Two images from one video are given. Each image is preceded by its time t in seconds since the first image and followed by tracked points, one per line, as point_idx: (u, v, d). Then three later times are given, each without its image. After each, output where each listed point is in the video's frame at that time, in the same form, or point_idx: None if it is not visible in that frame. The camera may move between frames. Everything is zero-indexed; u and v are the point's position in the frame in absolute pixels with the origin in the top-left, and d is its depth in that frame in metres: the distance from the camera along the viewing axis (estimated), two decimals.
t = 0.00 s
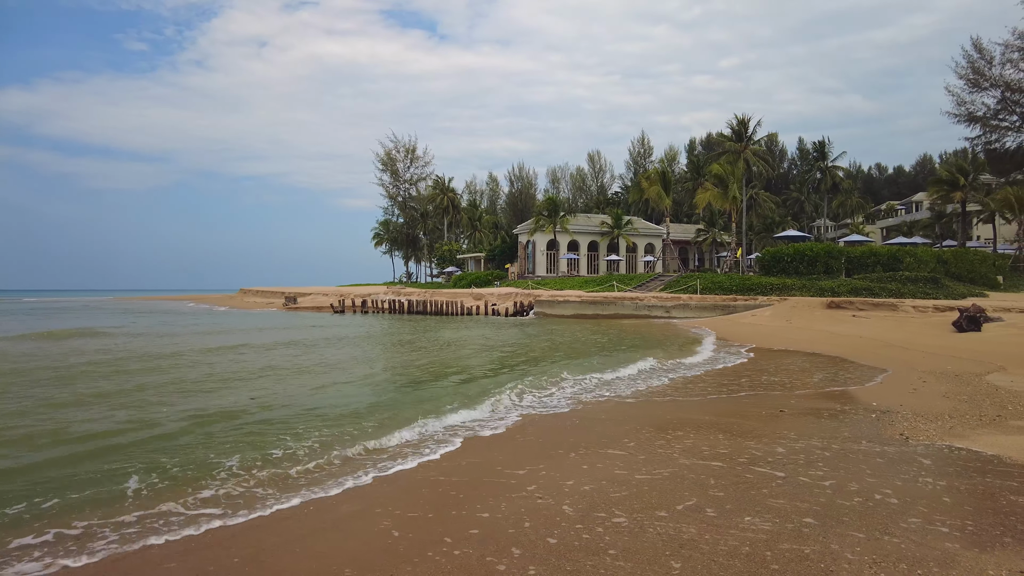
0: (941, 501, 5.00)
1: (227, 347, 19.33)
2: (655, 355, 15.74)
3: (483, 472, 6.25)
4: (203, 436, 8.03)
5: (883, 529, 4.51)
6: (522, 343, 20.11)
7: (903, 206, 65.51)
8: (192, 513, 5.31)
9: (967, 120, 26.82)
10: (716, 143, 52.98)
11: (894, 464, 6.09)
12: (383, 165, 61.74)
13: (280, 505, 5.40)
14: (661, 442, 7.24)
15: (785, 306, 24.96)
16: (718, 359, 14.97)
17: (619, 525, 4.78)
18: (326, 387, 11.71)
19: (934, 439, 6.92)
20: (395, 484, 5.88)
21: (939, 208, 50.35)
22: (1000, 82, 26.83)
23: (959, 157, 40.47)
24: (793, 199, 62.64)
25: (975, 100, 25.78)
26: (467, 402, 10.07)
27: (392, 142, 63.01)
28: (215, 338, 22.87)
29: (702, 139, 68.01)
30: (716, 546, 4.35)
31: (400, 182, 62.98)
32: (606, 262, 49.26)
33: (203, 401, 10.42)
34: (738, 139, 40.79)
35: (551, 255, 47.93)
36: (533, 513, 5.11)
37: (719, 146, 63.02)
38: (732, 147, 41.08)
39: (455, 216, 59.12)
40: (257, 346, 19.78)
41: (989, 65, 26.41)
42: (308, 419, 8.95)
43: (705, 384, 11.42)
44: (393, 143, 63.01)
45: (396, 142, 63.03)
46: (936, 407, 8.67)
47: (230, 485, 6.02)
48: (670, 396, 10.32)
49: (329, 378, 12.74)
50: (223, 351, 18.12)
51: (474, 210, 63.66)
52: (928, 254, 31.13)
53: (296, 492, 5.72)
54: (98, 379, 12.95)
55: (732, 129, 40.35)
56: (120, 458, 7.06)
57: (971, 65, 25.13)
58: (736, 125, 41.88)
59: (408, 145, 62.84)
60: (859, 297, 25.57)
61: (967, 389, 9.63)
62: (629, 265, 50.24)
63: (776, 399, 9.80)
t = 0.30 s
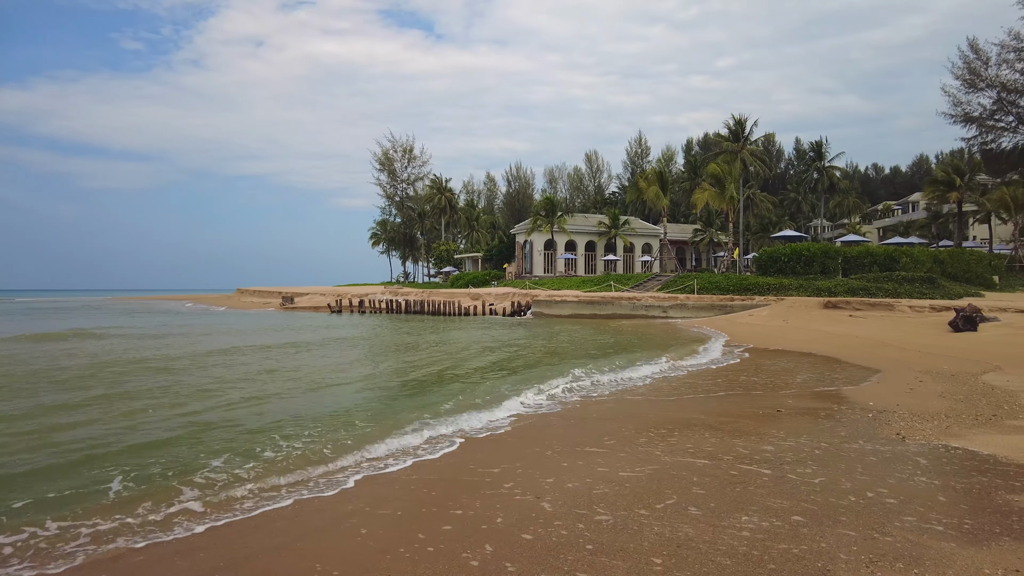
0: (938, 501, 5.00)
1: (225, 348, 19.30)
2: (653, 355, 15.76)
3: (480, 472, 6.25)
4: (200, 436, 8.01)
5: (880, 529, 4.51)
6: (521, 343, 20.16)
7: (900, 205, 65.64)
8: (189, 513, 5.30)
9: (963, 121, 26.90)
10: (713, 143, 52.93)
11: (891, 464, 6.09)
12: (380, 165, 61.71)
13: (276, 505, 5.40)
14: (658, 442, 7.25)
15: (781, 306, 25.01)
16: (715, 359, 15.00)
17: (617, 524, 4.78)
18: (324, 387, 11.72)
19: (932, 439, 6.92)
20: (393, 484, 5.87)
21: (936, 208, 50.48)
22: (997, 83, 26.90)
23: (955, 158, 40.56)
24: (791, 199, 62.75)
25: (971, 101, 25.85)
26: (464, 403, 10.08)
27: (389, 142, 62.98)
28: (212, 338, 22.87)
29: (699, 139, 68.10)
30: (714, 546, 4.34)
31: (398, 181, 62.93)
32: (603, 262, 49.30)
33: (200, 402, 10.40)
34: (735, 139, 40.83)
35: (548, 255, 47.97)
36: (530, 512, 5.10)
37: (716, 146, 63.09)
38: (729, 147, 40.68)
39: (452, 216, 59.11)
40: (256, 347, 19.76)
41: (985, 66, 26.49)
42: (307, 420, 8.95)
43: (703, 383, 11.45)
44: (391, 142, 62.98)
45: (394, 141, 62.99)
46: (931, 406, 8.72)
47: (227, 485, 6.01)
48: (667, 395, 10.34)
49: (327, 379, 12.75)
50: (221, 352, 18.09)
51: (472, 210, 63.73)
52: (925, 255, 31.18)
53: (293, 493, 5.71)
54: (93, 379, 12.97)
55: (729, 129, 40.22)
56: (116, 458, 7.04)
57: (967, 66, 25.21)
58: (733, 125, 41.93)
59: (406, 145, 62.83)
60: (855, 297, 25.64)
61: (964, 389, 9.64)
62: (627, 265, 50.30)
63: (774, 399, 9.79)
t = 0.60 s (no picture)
0: (936, 501, 5.00)
1: (222, 348, 19.25)
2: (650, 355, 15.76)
3: (476, 473, 6.20)
4: (194, 438, 7.95)
5: (878, 528, 4.51)
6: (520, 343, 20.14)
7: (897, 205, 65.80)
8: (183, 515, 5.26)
9: (960, 122, 26.97)
10: (711, 143, 52.99)
11: (888, 464, 6.10)
12: (378, 165, 61.66)
13: (274, 506, 5.39)
14: (654, 442, 7.25)
15: (779, 306, 25.04)
16: (712, 359, 14.99)
17: (617, 524, 4.78)
18: (320, 387, 11.71)
19: (929, 439, 6.91)
20: (383, 485, 5.90)
21: (932, 209, 50.59)
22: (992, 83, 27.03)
23: (952, 158, 40.65)
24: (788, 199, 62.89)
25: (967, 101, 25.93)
26: (462, 403, 10.06)
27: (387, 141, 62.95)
28: (208, 339, 22.80)
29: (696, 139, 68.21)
30: (714, 546, 4.33)
31: (396, 181, 62.89)
32: (601, 262, 49.31)
33: (194, 401, 10.35)
34: (732, 139, 40.81)
35: (546, 255, 47.97)
36: (518, 512, 5.14)
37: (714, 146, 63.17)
38: (727, 147, 40.74)
39: (450, 216, 59.06)
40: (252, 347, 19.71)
41: (981, 66, 26.59)
42: (303, 420, 8.93)
43: (701, 383, 11.45)
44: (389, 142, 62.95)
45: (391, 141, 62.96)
46: (928, 406, 8.72)
47: (221, 487, 5.97)
48: (664, 396, 10.34)
49: (324, 379, 12.74)
50: (218, 352, 18.03)
51: (469, 210, 63.75)
52: (922, 255, 31.21)
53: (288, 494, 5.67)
54: (88, 380, 12.94)
55: (727, 129, 40.25)
56: (110, 460, 6.99)
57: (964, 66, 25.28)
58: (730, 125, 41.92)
59: (403, 145, 62.79)
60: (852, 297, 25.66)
61: (960, 388, 9.64)
62: (624, 265, 50.33)
63: (772, 399, 9.77)
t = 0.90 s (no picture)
0: (935, 500, 5.00)
1: (220, 349, 19.20)
2: (649, 355, 15.80)
3: (473, 474, 6.18)
4: (192, 439, 7.95)
5: (876, 527, 4.52)
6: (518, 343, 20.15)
7: (895, 205, 65.84)
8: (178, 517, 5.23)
9: (958, 122, 27.02)
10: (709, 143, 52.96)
11: (886, 463, 6.10)
12: (376, 165, 61.60)
13: (271, 507, 5.36)
14: (654, 441, 7.28)
15: (776, 306, 25.07)
16: (711, 359, 14.99)
17: (616, 524, 4.77)
18: (321, 387, 11.72)
19: (927, 439, 6.91)
20: (375, 482, 5.97)
21: (930, 209, 50.67)
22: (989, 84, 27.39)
23: (949, 158, 40.71)
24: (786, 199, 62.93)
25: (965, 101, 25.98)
26: (462, 404, 10.07)
27: (385, 141, 62.89)
28: (207, 339, 22.79)
29: (694, 139, 68.25)
30: (711, 546, 4.33)
31: (394, 181, 62.85)
32: (599, 262, 49.32)
33: (190, 402, 10.31)
34: (730, 139, 40.80)
35: (544, 255, 47.97)
36: (504, 509, 5.21)
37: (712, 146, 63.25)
38: (724, 147, 40.56)
39: (448, 216, 59.02)
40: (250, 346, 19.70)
41: (979, 67, 26.68)
42: (302, 421, 8.88)
43: (701, 382, 11.49)
44: (387, 141, 62.90)
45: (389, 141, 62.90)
46: (927, 405, 8.73)
47: (217, 485, 6.04)
48: (663, 395, 10.35)
49: (324, 378, 12.77)
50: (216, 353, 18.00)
51: (468, 210, 63.75)
52: (920, 255, 31.23)
53: (285, 496, 5.63)
54: (87, 380, 12.95)
55: (724, 129, 40.15)
56: (104, 462, 6.94)
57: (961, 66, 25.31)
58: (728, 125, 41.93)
59: (402, 145, 62.75)
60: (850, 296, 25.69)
61: (958, 388, 9.64)
62: (622, 265, 50.34)
63: (770, 399, 9.76)
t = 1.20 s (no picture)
0: (934, 501, 4.99)
1: (219, 350, 19.22)
2: (647, 356, 15.82)
3: (475, 476, 6.12)
4: (193, 440, 8.00)
5: (874, 527, 4.52)
6: (517, 343, 20.19)
7: (893, 205, 65.88)
8: (176, 521, 5.17)
9: (956, 122, 27.05)
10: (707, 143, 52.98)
11: (885, 464, 6.09)
12: (374, 164, 61.52)
13: (270, 512, 5.29)
14: (653, 441, 7.31)
15: (774, 306, 25.09)
16: (710, 359, 15.01)
17: (617, 524, 4.77)
18: (321, 387, 11.75)
19: (925, 439, 6.89)
20: (373, 482, 6.01)
21: (928, 209, 50.73)
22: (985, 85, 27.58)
23: (947, 158, 40.74)
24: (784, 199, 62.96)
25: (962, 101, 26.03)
26: (463, 403, 10.08)
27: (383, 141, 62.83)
28: (205, 340, 22.80)
29: (692, 139, 68.29)
30: (712, 546, 4.33)
31: (392, 181, 62.79)
32: (597, 262, 49.33)
33: (188, 405, 10.23)
34: (727, 139, 40.79)
35: (542, 255, 47.96)
36: (501, 508, 5.24)
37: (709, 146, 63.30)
38: (723, 148, 40.60)
39: (446, 216, 58.97)
40: (249, 347, 19.71)
41: (975, 67, 26.75)
42: (303, 423, 8.80)
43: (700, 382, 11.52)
44: (385, 141, 62.83)
45: (387, 141, 62.84)
46: (925, 405, 8.74)
47: (217, 486, 6.09)
48: (662, 395, 10.37)
49: (323, 379, 12.80)
50: (216, 354, 18.03)
51: (466, 210, 63.73)
52: (917, 255, 31.27)
53: (283, 498, 5.58)
54: (86, 381, 12.97)
55: (723, 129, 40.18)
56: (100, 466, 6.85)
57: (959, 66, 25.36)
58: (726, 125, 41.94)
59: (399, 144, 62.71)
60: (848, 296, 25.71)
61: (956, 388, 9.64)
62: (620, 266, 50.35)
63: (768, 399, 9.75)
